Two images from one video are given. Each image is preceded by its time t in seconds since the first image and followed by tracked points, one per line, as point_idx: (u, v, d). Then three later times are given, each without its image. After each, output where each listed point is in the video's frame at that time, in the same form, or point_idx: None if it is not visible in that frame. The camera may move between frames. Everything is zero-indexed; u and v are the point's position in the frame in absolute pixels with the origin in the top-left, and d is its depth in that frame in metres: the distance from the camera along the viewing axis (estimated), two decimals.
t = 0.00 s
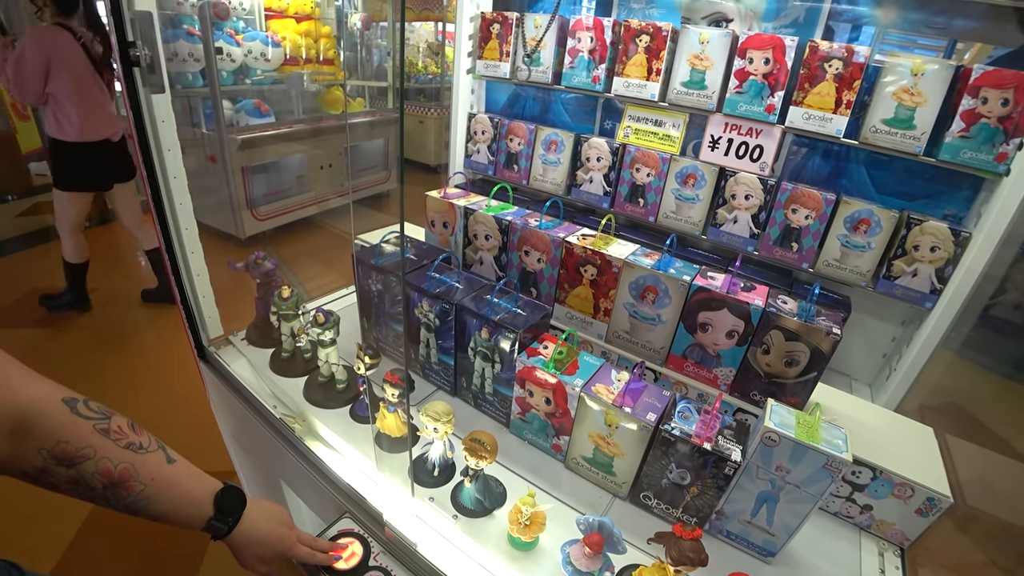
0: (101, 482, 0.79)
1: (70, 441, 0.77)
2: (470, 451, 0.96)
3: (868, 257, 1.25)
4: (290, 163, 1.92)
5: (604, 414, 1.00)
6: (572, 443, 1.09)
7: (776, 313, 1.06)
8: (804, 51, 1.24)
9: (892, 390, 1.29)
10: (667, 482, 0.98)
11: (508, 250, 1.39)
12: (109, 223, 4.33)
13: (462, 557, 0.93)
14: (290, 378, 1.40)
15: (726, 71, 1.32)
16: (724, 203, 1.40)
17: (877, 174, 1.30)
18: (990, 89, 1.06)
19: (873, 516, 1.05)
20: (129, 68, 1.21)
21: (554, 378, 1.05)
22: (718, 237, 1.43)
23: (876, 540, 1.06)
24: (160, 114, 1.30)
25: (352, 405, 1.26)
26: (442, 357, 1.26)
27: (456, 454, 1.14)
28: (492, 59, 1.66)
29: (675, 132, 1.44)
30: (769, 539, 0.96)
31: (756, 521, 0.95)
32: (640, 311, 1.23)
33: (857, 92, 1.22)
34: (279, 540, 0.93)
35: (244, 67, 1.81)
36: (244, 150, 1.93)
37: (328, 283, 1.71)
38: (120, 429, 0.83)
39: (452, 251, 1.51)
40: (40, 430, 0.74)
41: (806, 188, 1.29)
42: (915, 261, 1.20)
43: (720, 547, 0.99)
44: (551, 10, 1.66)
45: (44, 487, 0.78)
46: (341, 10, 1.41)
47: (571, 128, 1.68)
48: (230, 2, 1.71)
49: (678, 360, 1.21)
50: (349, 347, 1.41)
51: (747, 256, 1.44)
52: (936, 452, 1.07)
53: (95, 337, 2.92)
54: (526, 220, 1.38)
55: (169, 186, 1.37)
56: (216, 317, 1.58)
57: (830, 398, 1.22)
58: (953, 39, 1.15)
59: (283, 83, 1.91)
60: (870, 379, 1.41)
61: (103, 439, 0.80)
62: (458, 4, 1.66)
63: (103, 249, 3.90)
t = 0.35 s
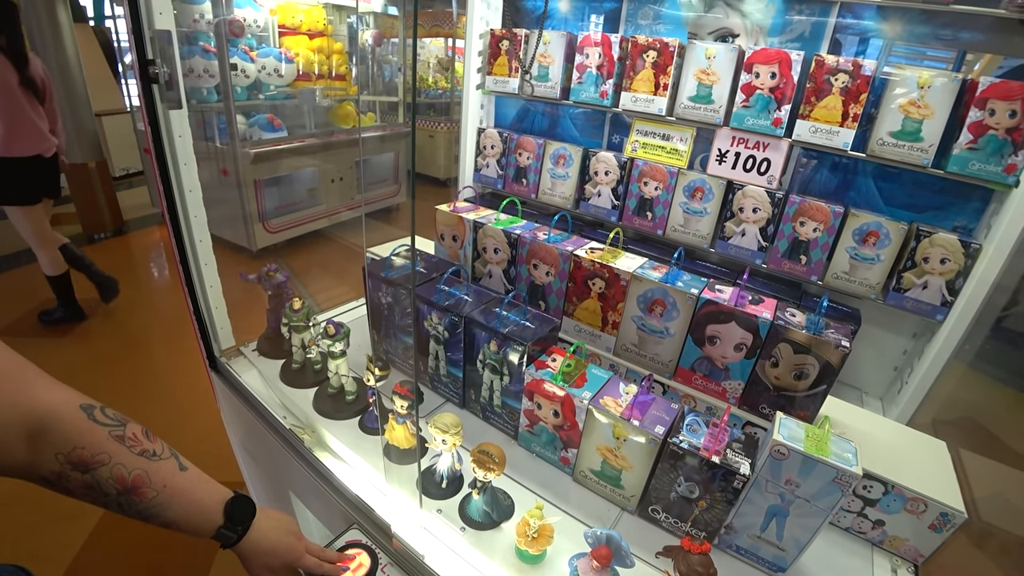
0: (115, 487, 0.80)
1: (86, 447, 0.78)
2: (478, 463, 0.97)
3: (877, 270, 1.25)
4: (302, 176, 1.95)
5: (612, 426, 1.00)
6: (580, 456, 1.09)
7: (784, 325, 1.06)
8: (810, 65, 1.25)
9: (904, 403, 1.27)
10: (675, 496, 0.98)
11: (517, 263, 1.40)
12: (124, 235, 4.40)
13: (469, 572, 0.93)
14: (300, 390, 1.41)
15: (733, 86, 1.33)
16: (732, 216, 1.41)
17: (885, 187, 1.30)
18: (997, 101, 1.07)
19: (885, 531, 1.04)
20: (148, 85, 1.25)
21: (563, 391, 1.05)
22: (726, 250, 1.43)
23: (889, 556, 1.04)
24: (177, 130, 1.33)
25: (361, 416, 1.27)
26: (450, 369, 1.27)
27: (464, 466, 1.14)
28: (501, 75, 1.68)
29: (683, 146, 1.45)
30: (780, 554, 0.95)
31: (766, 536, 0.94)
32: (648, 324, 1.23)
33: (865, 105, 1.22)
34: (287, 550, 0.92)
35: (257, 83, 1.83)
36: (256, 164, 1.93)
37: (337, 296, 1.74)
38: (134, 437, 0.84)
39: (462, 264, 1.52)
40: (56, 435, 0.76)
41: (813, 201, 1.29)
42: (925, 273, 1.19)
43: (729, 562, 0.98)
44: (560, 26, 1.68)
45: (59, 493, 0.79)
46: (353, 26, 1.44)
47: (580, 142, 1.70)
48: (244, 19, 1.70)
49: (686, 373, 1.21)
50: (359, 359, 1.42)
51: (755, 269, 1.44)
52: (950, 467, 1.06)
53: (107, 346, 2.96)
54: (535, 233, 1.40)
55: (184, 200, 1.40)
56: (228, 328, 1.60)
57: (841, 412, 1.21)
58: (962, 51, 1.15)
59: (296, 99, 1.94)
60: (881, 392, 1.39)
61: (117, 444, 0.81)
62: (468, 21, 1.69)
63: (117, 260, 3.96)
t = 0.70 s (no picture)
0: (125, 494, 0.76)
1: (97, 453, 0.74)
2: (487, 474, 0.97)
3: (888, 278, 1.24)
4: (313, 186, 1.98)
5: (621, 437, 0.99)
6: (589, 466, 1.08)
7: (794, 335, 1.05)
8: (818, 74, 1.25)
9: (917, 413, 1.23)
10: (685, 507, 0.97)
11: (526, 273, 1.41)
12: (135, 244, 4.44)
13: None
14: (309, 399, 1.41)
15: (741, 96, 1.33)
16: (740, 225, 1.40)
17: (895, 195, 1.29)
18: (1008, 109, 1.06)
19: (899, 545, 1.02)
20: (163, 96, 1.28)
21: (571, 402, 1.05)
22: (735, 260, 1.43)
23: (903, 570, 1.03)
24: (190, 140, 1.35)
25: (369, 426, 1.28)
26: (459, 379, 1.27)
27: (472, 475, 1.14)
28: (510, 86, 1.69)
29: (691, 156, 1.46)
30: (791, 567, 0.93)
31: (777, 549, 0.93)
32: (657, 333, 1.23)
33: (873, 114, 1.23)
34: (296, 560, 0.90)
35: (269, 95, 1.84)
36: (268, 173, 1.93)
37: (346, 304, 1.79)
38: (145, 443, 0.80)
39: (470, 274, 1.53)
40: (67, 441, 0.72)
41: (823, 210, 1.28)
42: (937, 282, 1.18)
43: None
44: (567, 37, 1.70)
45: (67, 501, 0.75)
46: (363, 37, 1.45)
47: (588, 152, 1.70)
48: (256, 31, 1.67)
49: (696, 383, 1.21)
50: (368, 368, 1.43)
51: (765, 278, 1.43)
52: (965, 479, 1.04)
53: (117, 354, 2.98)
54: (544, 243, 1.40)
55: (196, 210, 1.42)
56: (238, 336, 1.61)
57: (853, 423, 1.20)
58: (972, 58, 1.15)
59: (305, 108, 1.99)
60: (894, 403, 1.38)
61: (129, 451, 0.77)
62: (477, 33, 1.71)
63: (128, 269, 4.00)
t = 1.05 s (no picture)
0: (140, 499, 0.77)
1: (114, 458, 0.75)
2: (497, 479, 0.97)
3: (898, 283, 1.23)
4: (323, 193, 1.95)
5: (631, 443, 0.99)
6: (598, 472, 1.08)
7: (804, 341, 1.05)
8: (825, 79, 1.26)
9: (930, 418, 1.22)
10: (695, 513, 0.96)
11: (534, 279, 1.41)
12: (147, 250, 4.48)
13: None
14: (320, 405, 1.42)
15: (748, 101, 1.34)
16: (749, 231, 1.41)
17: (904, 200, 1.29)
18: (1018, 112, 1.05)
19: (912, 552, 1.01)
20: (176, 106, 1.31)
21: (581, 408, 1.05)
22: (744, 265, 1.43)
23: None
24: (202, 149, 1.37)
25: (380, 432, 1.29)
26: (468, 386, 1.28)
27: (481, 481, 1.14)
28: (517, 93, 1.70)
29: (699, 162, 1.46)
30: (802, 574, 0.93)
31: (789, 555, 0.92)
32: (666, 339, 1.23)
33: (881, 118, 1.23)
34: (307, 567, 0.90)
35: (278, 103, 1.89)
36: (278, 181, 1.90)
37: (357, 312, 1.78)
38: (159, 449, 0.81)
39: (479, 280, 1.54)
40: (84, 445, 0.73)
41: (832, 215, 1.28)
42: (948, 286, 1.17)
43: None
44: (574, 44, 1.71)
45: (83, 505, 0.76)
46: (372, 46, 1.47)
47: (596, 158, 1.71)
48: (267, 41, 1.73)
49: (705, 389, 1.21)
50: (378, 377, 1.45)
51: (774, 283, 1.43)
52: (979, 486, 1.03)
53: (129, 361, 3.01)
54: (552, 249, 1.41)
55: (209, 217, 1.44)
56: (249, 342, 1.63)
57: (864, 428, 1.19)
58: (980, 61, 1.15)
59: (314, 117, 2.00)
60: (905, 408, 1.37)
61: (145, 456, 0.78)
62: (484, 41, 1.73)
63: (139, 276, 4.04)
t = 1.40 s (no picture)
0: (150, 499, 0.77)
1: (125, 457, 0.76)
2: (504, 482, 0.97)
3: (907, 288, 1.22)
4: (330, 198, 1.96)
5: (638, 447, 0.99)
6: (605, 476, 1.08)
7: (812, 345, 1.04)
8: (833, 83, 1.26)
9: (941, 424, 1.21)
10: (703, 518, 0.96)
11: (542, 283, 1.42)
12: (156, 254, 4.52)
13: None
14: (328, 408, 1.43)
15: (756, 106, 1.34)
16: (757, 235, 1.40)
17: (913, 204, 1.28)
18: None
19: (922, 558, 1.01)
20: (188, 111, 1.33)
21: (588, 412, 1.05)
22: (752, 269, 1.43)
23: None
24: (213, 153, 1.39)
25: (387, 435, 1.29)
26: (476, 389, 1.28)
27: (488, 484, 1.14)
28: (525, 98, 1.71)
29: (706, 166, 1.46)
30: None
31: (797, 561, 0.92)
32: (674, 343, 1.23)
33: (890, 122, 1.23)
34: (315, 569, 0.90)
35: (286, 108, 1.90)
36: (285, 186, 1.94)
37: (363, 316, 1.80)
38: (170, 449, 0.81)
39: (487, 284, 1.55)
40: (96, 445, 0.74)
41: (840, 219, 1.28)
42: (958, 291, 1.17)
43: None
44: (581, 50, 1.72)
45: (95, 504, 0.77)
46: (380, 51, 1.48)
47: (603, 163, 1.72)
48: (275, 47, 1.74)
49: (713, 394, 1.21)
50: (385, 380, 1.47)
51: (782, 288, 1.43)
52: (989, 492, 1.02)
53: (136, 363, 3.04)
54: (560, 253, 1.41)
55: (219, 221, 1.45)
56: (257, 345, 1.64)
57: (873, 433, 1.18)
58: (989, 64, 1.14)
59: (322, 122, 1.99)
60: (915, 414, 1.36)
61: (155, 456, 0.78)
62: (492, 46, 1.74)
63: (149, 278, 4.08)
